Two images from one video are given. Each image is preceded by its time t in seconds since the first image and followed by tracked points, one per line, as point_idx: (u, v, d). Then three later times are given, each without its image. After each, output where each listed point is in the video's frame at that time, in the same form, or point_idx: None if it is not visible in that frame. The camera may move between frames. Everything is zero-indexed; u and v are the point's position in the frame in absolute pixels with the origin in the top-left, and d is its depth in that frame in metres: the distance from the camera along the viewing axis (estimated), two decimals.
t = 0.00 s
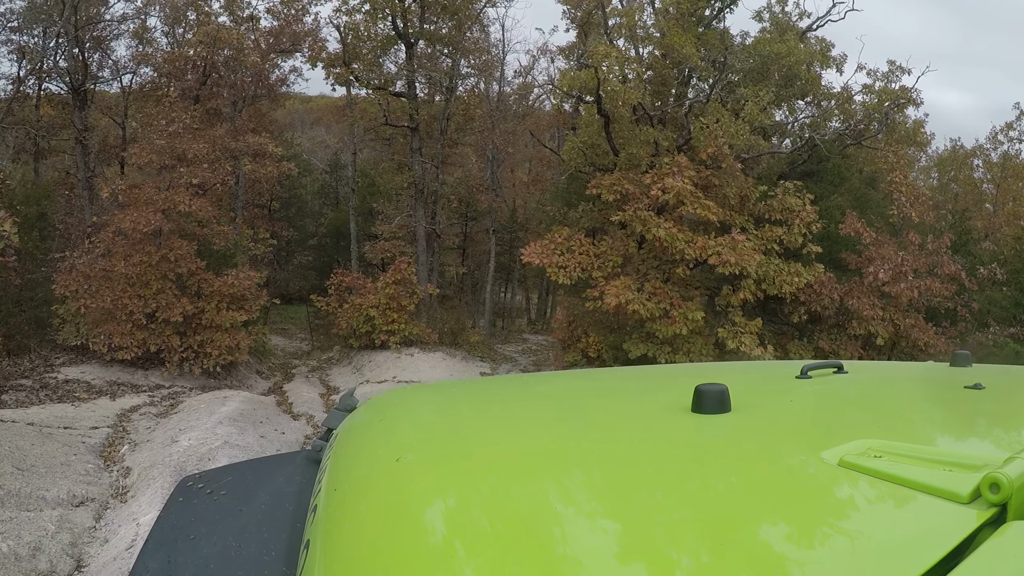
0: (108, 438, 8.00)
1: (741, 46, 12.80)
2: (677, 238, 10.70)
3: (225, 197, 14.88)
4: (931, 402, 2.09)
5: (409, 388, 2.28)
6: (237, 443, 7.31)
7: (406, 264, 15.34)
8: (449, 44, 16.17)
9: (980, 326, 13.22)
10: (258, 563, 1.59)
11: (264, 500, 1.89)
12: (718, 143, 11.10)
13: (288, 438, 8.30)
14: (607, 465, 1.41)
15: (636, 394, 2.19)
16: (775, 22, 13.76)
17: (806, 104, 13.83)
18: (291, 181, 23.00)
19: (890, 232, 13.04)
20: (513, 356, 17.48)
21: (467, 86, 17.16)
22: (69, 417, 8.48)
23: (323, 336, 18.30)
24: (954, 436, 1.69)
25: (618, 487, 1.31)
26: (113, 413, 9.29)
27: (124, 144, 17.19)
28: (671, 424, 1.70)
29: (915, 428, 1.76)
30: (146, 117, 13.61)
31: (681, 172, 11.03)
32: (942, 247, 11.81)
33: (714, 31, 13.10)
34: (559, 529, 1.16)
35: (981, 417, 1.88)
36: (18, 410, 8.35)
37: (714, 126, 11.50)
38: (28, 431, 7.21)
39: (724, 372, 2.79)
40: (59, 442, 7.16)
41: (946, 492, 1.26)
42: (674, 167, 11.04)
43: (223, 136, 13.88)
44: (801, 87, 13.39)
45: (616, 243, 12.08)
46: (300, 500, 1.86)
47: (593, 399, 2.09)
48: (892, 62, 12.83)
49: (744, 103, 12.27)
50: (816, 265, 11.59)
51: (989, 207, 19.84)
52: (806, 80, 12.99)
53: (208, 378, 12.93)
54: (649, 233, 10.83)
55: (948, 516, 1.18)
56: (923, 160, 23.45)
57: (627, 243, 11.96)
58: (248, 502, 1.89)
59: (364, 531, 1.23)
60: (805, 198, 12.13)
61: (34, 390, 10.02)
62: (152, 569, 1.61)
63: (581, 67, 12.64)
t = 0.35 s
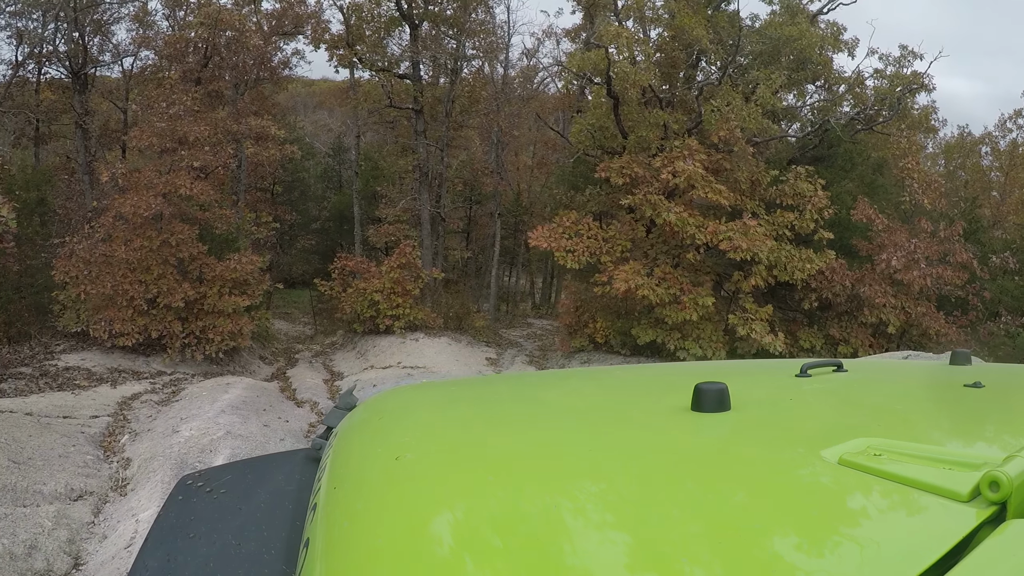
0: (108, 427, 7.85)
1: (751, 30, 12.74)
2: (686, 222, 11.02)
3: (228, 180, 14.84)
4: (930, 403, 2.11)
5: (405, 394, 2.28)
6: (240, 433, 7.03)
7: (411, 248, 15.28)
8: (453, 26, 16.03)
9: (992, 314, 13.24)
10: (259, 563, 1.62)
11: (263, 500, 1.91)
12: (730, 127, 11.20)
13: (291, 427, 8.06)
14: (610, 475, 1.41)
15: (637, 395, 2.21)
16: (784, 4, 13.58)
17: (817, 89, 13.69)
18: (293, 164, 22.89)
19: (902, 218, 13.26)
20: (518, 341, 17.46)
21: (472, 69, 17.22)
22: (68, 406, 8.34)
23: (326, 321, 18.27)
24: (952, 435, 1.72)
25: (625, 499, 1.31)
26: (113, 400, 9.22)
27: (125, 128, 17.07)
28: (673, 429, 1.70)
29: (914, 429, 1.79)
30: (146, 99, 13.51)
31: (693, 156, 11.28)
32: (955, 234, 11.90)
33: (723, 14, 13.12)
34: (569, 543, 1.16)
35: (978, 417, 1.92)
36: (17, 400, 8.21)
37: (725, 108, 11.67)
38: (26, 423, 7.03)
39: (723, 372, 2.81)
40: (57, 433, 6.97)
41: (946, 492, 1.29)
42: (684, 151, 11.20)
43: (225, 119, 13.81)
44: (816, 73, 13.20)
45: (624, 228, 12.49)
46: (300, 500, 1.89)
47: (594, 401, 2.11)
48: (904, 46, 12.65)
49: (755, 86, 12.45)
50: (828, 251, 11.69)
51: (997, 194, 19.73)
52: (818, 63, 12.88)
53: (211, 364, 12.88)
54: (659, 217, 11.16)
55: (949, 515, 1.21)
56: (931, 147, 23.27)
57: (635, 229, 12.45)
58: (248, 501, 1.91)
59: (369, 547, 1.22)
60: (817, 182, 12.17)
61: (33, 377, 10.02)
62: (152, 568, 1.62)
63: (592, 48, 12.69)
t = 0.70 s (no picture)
0: (107, 418, 7.77)
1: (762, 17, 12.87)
2: (700, 212, 11.18)
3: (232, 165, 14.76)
4: (931, 402, 2.11)
5: (404, 396, 2.27)
6: (242, 425, 6.97)
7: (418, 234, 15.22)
8: (461, 11, 15.85)
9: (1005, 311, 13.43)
10: (257, 561, 1.67)
11: (262, 499, 1.97)
12: (745, 115, 11.28)
13: (296, 418, 8.07)
14: (614, 479, 1.40)
15: (637, 395, 2.21)
16: None
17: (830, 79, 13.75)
18: (298, 149, 22.77)
19: (915, 210, 13.49)
20: (524, 330, 17.45)
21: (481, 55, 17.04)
22: (68, 396, 8.28)
23: (331, 307, 18.27)
24: (953, 434, 1.70)
25: (629, 504, 1.30)
26: (114, 389, 9.20)
27: (128, 113, 16.96)
28: (675, 431, 1.69)
29: (914, 427, 1.78)
30: (150, 83, 13.40)
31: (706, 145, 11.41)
32: (969, 229, 12.11)
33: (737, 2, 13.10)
34: (577, 550, 1.16)
35: (979, 415, 1.90)
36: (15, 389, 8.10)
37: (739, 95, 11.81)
38: (23, 413, 6.88)
39: (722, 371, 2.82)
40: (55, 424, 6.85)
41: (946, 490, 1.27)
42: (698, 140, 11.36)
43: (229, 103, 13.73)
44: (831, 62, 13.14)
45: (635, 218, 12.75)
46: (299, 497, 1.95)
47: (595, 402, 2.10)
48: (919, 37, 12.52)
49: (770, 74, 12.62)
50: (842, 244, 11.73)
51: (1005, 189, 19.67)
52: (833, 53, 12.91)
53: (214, 351, 12.86)
54: (672, 206, 11.30)
55: (949, 514, 1.19)
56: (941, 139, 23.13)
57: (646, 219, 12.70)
58: (246, 500, 1.98)
59: (373, 556, 1.22)
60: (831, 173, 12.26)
61: (33, 365, 10.01)
62: (151, 568, 1.67)
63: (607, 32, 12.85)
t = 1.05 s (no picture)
0: (108, 412, 7.74)
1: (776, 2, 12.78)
2: (712, 200, 11.26)
3: (235, 152, 14.70)
4: (927, 399, 2.13)
5: (406, 396, 2.29)
6: (246, 420, 6.88)
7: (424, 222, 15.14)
8: None
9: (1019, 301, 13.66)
10: (257, 560, 1.71)
11: (261, 499, 2.02)
12: (758, 102, 11.41)
13: (300, 412, 8.02)
14: (619, 485, 1.41)
15: (638, 393, 2.24)
16: None
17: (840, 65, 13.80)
18: (301, 136, 22.67)
19: (930, 201, 13.73)
20: (531, 319, 17.44)
21: (487, 41, 16.88)
22: (68, 389, 8.27)
23: (335, 296, 18.26)
24: (951, 432, 1.74)
25: (636, 505, 1.33)
26: (116, 381, 9.20)
27: (130, 100, 16.87)
28: (676, 432, 1.70)
29: (912, 425, 1.82)
30: (151, 69, 13.29)
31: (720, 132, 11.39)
32: (982, 219, 12.32)
33: None
34: (588, 558, 1.18)
35: (976, 413, 1.95)
36: (14, 382, 8.15)
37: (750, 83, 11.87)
38: (23, 409, 6.82)
39: (721, 368, 2.85)
40: (54, 420, 6.80)
41: (945, 489, 1.31)
42: (710, 127, 11.35)
43: (231, 90, 13.67)
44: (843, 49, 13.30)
45: (646, 206, 12.93)
46: (298, 497, 2.01)
47: (597, 400, 2.13)
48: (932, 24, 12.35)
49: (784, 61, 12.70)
50: (855, 233, 11.86)
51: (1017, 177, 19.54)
52: (845, 40, 13.11)
53: (218, 342, 12.84)
54: (685, 193, 11.39)
55: (947, 513, 1.23)
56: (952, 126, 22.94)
57: (657, 206, 12.92)
58: (245, 501, 2.02)
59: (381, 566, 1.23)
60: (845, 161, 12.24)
61: (34, 357, 10.04)
62: (151, 566, 1.70)
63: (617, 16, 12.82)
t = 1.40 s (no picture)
0: (110, 409, 7.71)
1: None
2: (725, 187, 11.32)
3: (238, 141, 14.69)
4: (928, 396, 2.10)
5: (406, 394, 2.29)
6: (251, 417, 6.83)
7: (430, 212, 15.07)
8: None
9: None
10: (256, 555, 1.69)
11: (261, 496, 2.00)
12: (770, 89, 11.41)
13: (306, 406, 8.00)
14: (617, 484, 1.40)
15: (637, 393, 2.23)
16: None
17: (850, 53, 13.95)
18: (304, 127, 22.62)
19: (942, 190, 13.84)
20: (538, 309, 17.41)
21: (492, 29, 16.81)
22: (69, 385, 8.27)
23: (339, 285, 18.26)
24: (951, 428, 1.72)
25: (634, 505, 1.32)
26: (118, 376, 9.20)
27: (131, 91, 16.82)
28: (677, 433, 1.69)
29: (911, 422, 1.80)
30: (152, 59, 13.25)
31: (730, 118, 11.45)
32: (994, 207, 12.43)
33: None
34: (591, 563, 1.15)
35: (976, 409, 1.93)
36: (15, 378, 8.18)
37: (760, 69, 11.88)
38: (23, 406, 6.80)
39: (721, 367, 2.84)
40: (54, 417, 6.74)
41: (946, 486, 1.29)
42: (721, 114, 11.41)
43: (233, 80, 13.65)
44: (853, 37, 13.44)
45: (656, 194, 12.92)
46: (298, 493, 1.99)
47: (597, 400, 2.12)
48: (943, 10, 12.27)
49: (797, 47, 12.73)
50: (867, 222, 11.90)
51: None
52: (855, 27, 13.23)
53: (222, 334, 12.81)
54: (698, 181, 11.44)
55: (947, 511, 1.21)
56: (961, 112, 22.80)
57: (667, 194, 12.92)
58: (245, 497, 2.00)
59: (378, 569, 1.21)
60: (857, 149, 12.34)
61: (35, 352, 10.03)
62: (150, 563, 1.68)
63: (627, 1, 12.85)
